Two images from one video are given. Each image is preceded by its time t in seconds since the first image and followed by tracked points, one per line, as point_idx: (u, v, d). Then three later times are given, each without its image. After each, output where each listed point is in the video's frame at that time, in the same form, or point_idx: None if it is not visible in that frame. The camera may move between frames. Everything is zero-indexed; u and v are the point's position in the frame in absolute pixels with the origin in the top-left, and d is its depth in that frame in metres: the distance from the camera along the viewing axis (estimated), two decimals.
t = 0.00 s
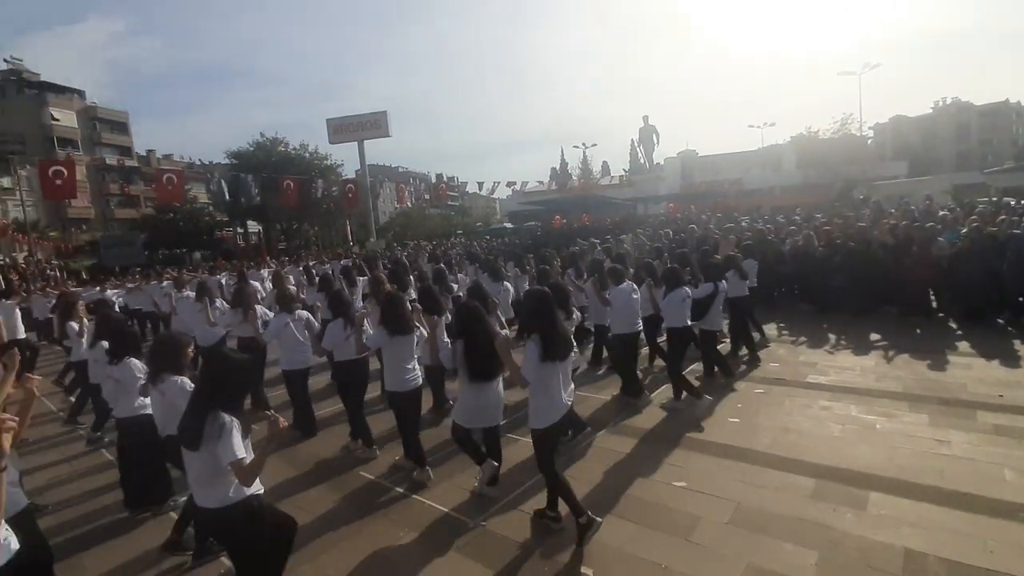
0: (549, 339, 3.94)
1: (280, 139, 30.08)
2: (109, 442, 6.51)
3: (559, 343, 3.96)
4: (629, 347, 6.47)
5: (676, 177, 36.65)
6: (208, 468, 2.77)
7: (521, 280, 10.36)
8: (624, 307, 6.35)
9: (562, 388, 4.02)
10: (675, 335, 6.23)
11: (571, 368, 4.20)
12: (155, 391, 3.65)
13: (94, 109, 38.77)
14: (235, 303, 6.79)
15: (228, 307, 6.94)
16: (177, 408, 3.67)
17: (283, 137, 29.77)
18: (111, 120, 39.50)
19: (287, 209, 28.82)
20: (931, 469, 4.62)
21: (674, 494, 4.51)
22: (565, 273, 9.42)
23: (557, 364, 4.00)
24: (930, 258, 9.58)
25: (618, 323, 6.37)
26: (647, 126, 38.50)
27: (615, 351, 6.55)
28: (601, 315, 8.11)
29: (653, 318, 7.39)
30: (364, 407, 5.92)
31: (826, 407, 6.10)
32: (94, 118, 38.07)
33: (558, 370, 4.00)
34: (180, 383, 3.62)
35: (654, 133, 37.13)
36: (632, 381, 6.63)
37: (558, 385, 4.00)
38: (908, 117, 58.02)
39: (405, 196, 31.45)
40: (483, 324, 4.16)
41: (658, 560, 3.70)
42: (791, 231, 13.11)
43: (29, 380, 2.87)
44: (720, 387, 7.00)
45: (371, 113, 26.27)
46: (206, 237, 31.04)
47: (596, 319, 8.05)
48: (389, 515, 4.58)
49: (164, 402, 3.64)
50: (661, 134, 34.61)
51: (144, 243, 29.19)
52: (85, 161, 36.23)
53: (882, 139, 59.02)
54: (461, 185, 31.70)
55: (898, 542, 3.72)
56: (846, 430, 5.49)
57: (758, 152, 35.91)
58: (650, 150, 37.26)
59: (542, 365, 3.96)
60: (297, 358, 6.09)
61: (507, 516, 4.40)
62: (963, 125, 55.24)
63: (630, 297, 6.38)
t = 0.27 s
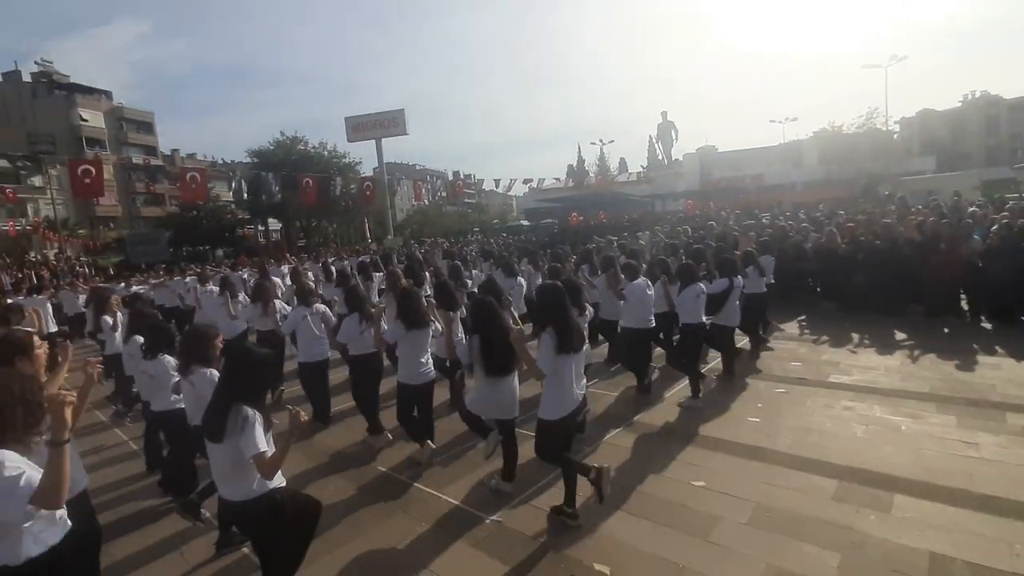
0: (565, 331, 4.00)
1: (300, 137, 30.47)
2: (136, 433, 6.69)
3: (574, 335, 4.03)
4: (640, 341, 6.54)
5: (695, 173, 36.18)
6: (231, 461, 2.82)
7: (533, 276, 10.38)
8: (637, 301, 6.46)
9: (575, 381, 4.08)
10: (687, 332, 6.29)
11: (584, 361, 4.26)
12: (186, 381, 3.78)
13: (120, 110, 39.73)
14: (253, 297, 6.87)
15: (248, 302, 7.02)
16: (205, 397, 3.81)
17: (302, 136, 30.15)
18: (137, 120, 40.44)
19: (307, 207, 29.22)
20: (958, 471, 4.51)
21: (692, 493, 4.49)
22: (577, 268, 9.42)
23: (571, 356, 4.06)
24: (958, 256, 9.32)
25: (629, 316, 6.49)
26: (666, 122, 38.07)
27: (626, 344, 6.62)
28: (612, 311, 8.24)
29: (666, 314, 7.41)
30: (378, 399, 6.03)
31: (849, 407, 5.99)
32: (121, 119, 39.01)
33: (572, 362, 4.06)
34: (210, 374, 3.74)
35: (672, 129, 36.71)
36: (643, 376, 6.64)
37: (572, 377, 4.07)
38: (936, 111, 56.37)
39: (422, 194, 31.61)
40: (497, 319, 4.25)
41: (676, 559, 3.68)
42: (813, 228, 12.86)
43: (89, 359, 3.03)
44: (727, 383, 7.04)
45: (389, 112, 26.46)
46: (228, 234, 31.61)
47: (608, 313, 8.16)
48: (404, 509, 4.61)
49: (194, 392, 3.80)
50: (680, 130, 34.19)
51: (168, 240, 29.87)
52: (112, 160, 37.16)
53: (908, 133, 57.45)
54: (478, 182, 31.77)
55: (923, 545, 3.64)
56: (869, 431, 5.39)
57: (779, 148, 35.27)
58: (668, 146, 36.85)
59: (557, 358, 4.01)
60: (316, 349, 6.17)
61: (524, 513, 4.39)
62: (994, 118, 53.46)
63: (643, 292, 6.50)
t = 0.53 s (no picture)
0: (579, 327, 4.02)
1: (316, 137, 30.81)
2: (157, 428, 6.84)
3: (588, 332, 4.04)
4: (653, 339, 6.55)
5: (711, 171, 35.79)
6: (251, 458, 2.88)
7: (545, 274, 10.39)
8: (648, 299, 6.48)
9: (588, 377, 4.09)
10: (701, 331, 6.21)
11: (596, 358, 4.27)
12: (205, 378, 3.82)
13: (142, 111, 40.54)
14: (270, 294, 6.98)
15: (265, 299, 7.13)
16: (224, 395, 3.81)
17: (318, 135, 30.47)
18: (158, 120, 41.21)
19: (323, 206, 29.53)
20: (981, 475, 4.41)
21: (707, 493, 4.45)
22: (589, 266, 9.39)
23: (585, 353, 4.07)
24: (983, 255, 9.10)
25: (642, 315, 6.52)
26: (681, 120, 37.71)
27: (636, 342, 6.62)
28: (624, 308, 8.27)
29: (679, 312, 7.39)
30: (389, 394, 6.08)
31: (868, 409, 5.89)
32: (142, 119, 39.78)
33: (586, 359, 4.07)
34: (229, 370, 3.78)
35: (688, 127, 36.34)
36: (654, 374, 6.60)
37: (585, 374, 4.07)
38: (960, 106, 54.97)
39: (436, 192, 31.73)
40: (507, 320, 4.27)
41: (690, 560, 3.66)
42: (832, 226, 12.65)
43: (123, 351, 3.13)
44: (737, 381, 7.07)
45: (404, 111, 26.61)
46: (246, 233, 32.09)
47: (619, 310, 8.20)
48: (418, 506, 4.64)
49: (214, 389, 3.79)
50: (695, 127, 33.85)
51: (188, 239, 30.42)
52: (134, 160, 37.93)
53: (931, 129, 56.12)
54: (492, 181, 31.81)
55: (944, 550, 3.57)
56: (889, 433, 5.30)
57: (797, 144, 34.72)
58: (684, 144, 36.51)
59: (571, 354, 4.03)
60: (330, 345, 6.28)
61: (537, 511, 4.40)
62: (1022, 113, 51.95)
63: (656, 291, 6.50)
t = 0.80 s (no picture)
0: (591, 327, 4.01)
1: (329, 137, 31.07)
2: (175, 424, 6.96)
3: (599, 331, 4.04)
4: (666, 341, 6.49)
5: (724, 171, 35.47)
6: (269, 453, 2.91)
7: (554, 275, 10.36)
8: (661, 300, 6.38)
9: (598, 377, 4.08)
10: (713, 332, 6.14)
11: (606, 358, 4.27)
12: (223, 375, 3.91)
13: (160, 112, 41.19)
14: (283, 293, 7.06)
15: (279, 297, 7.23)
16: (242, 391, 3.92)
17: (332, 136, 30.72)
18: (175, 122, 41.84)
19: (336, 206, 29.77)
20: (1001, 480, 4.33)
21: (721, 496, 4.42)
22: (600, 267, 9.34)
23: (597, 353, 4.06)
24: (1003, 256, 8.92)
25: (655, 316, 6.45)
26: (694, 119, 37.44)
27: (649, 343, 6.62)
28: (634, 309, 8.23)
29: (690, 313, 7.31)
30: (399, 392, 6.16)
31: (885, 412, 5.81)
32: (160, 120, 40.40)
33: (597, 358, 4.06)
34: (247, 369, 3.87)
35: (701, 126, 36.06)
36: (656, 374, 6.61)
37: (596, 374, 4.05)
38: (981, 104, 53.86)
39: (448, 192, 31.85)
40: (516, 321, 4.29)
41: (704, 563, 3.64)
42: (848, 226, 12.49)
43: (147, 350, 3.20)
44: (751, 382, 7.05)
45: (416, 111, 26.73)
46: (260, 232, 32.43)
47: (629, 311, 8.16)
48: (430, 503, 4.66)
49: (232, 386, 3.90)
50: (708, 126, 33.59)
51: (204, 239, 30.85)
52: (152, 161, 38.55)
53: (950, 128, 55.07)
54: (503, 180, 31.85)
55: (963, 556, 3.52)
56: (906, 437, 5.22)
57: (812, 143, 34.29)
58: (696, 143, 36.24)
59: (582, 354, 4.02)
60: (342, 343, 6.33)
61: (549, 511, 4.39)
62: None
63: (668, 292, 6.40)
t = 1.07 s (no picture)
0: (600, 329, 3.99)
1: (347, 138, 31.43)
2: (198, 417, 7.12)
3: (610, 333, 4.01)
4: (682, 342, 6.41)
5: (744, 170, 34.98)
6: (292, 447, 2.95)
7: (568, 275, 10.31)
8: (676, 301, 6.30)
9: (608, 379, 4.06)
10: (731, 332, 6.03)
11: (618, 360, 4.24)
12: (249, 371, 3.97)
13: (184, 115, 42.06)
14: (302, 292, 7.19)
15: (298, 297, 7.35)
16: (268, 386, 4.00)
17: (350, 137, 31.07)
18: (199, 124, 42.72)
19: (354, 206, 30.10)
20: None
21: (739, 500, 4.37)
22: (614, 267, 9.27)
23: (607, 355, 4.03)
24: None
25: (670, 317, 6.35)
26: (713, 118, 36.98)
27: (664, 344, 6.56)
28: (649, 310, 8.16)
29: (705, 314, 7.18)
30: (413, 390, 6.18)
31: (910, 417, 5.67)
32: (184, 123, 41.31)
33: (608, 360, 4.04)
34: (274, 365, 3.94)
35: (720, 125, 35.61)
36: (661, 376, 6.68)
37: (607, 376, 4.03)
38: (1013, 102, 52.24)
39: (464, 193, 31.95)
40: (520, 321, 4.28)
41: (721, 567, 3.60)
42: (872, 227, 12.22)
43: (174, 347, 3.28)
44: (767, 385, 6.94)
45: (433, 112, 26.88)
46: (280, 232, 32.94)
47: (643, 312, 8.09)
48: (445, 503, 4.67)
49: (257, 380, 3.97)
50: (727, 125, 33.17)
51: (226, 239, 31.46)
52: (176, 162, 39.44)
53: (979, 126, 53.56)
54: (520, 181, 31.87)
55: (991, 565, 3.42)
56: (932, 442, 5.09)
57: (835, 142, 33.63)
58: (715, 143, 35.80)
59: (592, 356, 3.99)
60: (358, 342, 6.40)
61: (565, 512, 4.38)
62: None
63: (683, 293, 6.32)
